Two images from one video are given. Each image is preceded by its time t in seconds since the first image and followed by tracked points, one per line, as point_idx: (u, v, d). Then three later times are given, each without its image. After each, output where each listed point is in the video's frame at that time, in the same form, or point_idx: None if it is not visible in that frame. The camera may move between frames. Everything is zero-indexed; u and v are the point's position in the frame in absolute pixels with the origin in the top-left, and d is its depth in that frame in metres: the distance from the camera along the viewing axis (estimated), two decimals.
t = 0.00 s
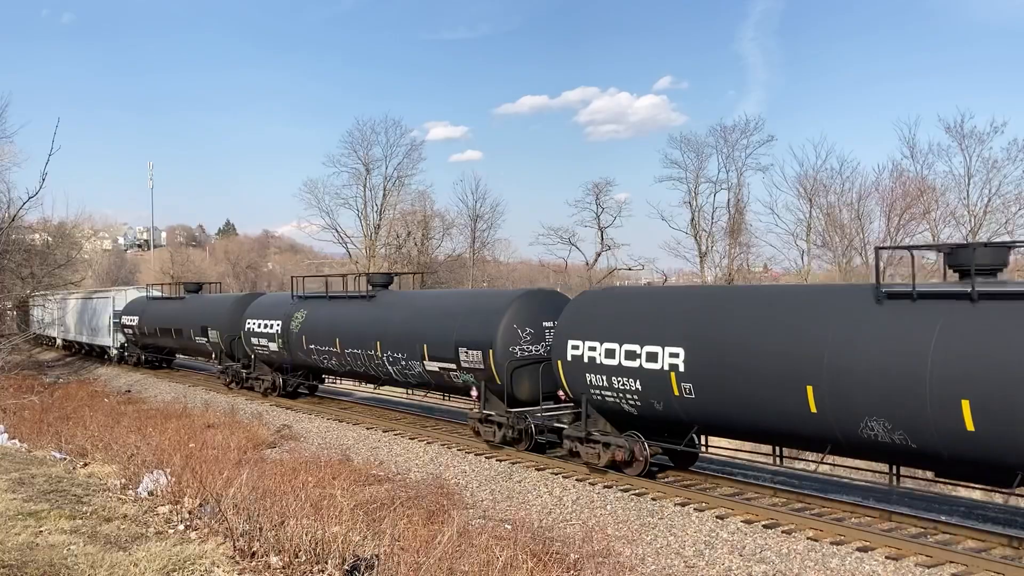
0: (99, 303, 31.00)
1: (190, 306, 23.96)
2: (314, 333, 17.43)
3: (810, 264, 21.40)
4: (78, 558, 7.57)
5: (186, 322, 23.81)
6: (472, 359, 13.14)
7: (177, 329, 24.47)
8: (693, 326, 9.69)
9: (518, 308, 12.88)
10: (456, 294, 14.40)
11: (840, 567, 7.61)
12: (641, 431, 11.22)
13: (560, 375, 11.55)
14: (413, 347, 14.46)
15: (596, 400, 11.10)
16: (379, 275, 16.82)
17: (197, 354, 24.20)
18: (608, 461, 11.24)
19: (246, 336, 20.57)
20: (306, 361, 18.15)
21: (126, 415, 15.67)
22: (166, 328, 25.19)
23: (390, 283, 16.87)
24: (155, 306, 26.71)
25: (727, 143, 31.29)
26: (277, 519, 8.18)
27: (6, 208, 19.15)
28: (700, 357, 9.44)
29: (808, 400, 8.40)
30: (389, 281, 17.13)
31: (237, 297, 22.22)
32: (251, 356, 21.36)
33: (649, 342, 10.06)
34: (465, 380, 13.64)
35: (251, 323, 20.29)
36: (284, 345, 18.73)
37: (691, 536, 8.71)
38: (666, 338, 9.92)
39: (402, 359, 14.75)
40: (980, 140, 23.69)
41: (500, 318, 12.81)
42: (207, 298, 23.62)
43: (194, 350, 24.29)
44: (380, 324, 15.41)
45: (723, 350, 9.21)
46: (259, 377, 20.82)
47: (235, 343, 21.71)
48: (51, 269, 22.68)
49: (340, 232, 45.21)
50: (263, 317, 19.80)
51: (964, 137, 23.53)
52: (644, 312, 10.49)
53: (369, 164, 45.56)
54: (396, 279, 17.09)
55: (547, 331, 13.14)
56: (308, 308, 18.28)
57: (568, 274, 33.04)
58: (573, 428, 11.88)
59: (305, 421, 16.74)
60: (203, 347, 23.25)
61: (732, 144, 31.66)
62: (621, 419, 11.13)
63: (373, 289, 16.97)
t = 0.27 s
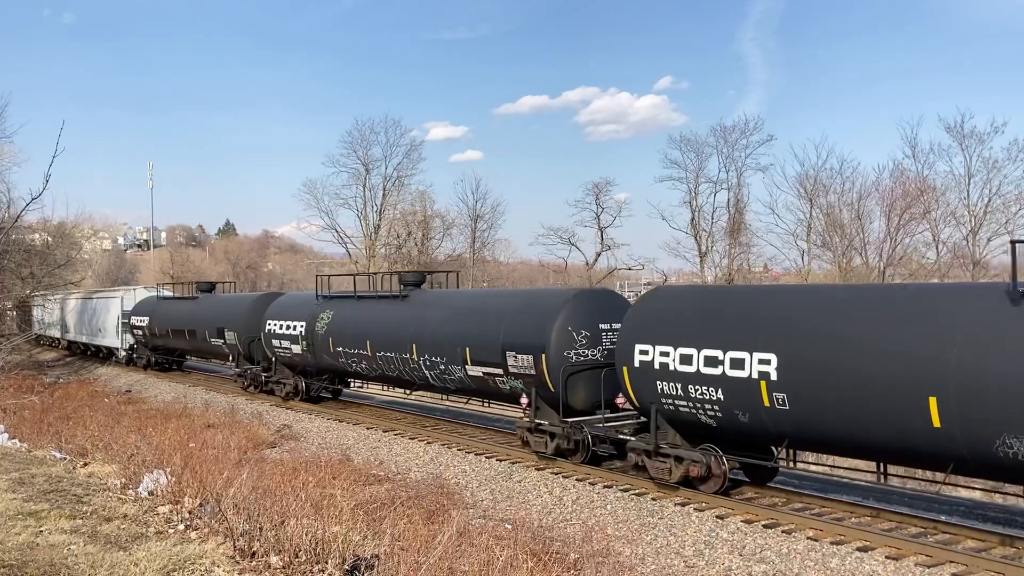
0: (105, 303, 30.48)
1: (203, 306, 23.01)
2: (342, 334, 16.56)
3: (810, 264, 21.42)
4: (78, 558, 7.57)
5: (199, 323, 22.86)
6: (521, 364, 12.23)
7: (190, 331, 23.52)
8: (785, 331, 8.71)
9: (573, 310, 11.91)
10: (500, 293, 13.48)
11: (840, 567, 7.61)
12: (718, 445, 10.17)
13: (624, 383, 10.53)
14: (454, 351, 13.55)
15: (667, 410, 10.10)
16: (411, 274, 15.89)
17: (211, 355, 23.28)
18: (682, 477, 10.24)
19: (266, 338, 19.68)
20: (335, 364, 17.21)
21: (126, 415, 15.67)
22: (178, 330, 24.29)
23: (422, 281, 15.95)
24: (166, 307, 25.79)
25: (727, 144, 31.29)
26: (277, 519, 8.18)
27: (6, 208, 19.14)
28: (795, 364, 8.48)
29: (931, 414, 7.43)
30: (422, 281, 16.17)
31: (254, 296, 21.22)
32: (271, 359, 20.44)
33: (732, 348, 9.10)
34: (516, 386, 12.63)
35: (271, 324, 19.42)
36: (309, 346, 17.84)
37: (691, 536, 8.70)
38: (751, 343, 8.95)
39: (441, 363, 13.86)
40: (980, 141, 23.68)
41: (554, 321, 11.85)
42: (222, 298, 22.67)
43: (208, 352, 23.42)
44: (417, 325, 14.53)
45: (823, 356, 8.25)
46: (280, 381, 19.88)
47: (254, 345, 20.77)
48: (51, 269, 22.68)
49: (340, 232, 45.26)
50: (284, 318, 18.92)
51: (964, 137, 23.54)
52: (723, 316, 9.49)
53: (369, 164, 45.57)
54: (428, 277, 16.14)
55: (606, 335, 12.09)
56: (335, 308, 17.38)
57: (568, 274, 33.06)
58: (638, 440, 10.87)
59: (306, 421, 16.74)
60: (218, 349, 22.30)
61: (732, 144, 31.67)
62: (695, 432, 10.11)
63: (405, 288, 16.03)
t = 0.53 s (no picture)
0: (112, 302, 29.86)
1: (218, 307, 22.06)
2: (375, 337, 15.75)
3: (810, 264, 21.42)
4: (78, 558, 7.57)
5: (216, 325, 21.92)
6: (578, 370, 11.38)
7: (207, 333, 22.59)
8: (894, 333, 7.79)
9: (637, 310, 11.02)
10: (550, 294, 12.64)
11: (840, 567, 7.61)
12: (810, 461, 9.24)
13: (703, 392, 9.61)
14: (500, 356, 12.73)
15: (753, 421, 9.16)
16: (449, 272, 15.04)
17: (227, 358, 22.36)
18: (769, 497, 9.20)
19: (289, 341, 18.82)
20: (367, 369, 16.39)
21: (126, 415, 15.68)
22: (193, 331, 23.37)
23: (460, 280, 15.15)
24: (179, 307, 24.85)
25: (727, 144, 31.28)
26: (277, 519, 8.18)
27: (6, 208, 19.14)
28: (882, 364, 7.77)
29: None
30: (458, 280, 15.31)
31: (273, 295, 20.24)
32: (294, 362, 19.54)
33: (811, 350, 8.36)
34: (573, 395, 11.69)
35: (295, 326, 18.61)
36: (336, 349, 17.03)
37: (691, 536, 8.71)
38: (856, 348, 8.02)
39: (485, 368, 13.04)
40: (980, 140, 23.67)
41: (615, 325, 10.95)
42: (239, 298, 21.71)
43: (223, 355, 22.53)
44: (459, 328, 13.70)
45: (916, 360, 7.51)
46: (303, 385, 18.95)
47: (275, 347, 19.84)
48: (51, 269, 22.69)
49: (340, 232, 45.29)
50: (310, 320, 18.08)
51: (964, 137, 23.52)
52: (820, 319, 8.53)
53: (369, 164, 45.58)
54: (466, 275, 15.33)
55: (671, 337, 11.17)
56: (367, 309, 16.54)
57: (568, 274, 33.07)
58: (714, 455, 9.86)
59: (305, 421, 16.75)
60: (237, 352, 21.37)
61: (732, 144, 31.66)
62: (785, 446, 9.17)
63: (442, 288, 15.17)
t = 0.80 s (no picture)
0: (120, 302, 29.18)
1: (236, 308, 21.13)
2: (408, 339, 14.83)
3: (810, 264, 21.43)
4: (78, 558, 7.57)
5: (235, 326, 21.01)
6: (647, 378, 10.37)
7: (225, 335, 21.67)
8: (933, 330, 7.49)
9: (713, 313, 10.01)
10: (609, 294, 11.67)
11: (840, 567, 7.61)
12: (922, 479, 8.18)
13: (798, 404, 8.57)
14: (554, 361, 11.76)
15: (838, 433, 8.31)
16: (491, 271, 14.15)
17: (246, 360, 21.45)
18: (877, 519, 8.14)
19: (314, 342, 17.88)
20: (399, 373, 15.45)
21: (126, 415, 15.69)
22: (209, 333, 22.45)
23: (502, 279, 14.29)
24: (193, 308, 23.92)
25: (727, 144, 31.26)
26: (277, 519, 8.18)
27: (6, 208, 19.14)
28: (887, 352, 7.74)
29: None
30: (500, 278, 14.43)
31: (297, 296, 19.32)
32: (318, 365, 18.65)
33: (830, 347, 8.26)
34: (642, 405, 10.68)
35: (320, 326, 17.68)
36: (365, 351, 16.07)
37: (691, 536, 8.71)
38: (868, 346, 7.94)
39: (536, 374, 12.10)
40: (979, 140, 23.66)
41: (691, 329, 9.92)
42: (259, 298, 20.79)
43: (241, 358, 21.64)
44: (505, 330, 12.78)
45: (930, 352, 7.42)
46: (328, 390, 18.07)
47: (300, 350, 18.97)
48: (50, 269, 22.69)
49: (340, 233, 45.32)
50: (337, 320, 17.13)
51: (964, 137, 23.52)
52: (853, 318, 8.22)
53: (369, 164, 45.59)
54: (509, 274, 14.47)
55: (751, 341, 10.17)
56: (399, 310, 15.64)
57: (567, 274, 33.09)
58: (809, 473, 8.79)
59: (305, 421, 16.76)
60: (257, 355, 20.45)
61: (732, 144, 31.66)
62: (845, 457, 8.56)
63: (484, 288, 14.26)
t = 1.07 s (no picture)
0: (129, 301, 28.40)
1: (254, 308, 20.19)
2: (447, 341, 13.86)
3: (810, 264, 21.43)
4: (78, 558, 7.57)
5: (254, 327, 20.05)
6: (730, 388, 9.38)
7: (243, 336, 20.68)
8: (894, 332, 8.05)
9: (806, 313, 9.03)
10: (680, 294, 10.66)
11: (840, 567, 7.61)
12: None
13: (918, 416, 7.68)
14: (619, 367, 10.76)
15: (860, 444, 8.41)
16: (538, 269, 13.16)
17: (264, 363, 20.48)
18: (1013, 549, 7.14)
19: (341, 345, 16.87)
20: (436, 378, 14.42)
21: (126, 415, 15.70)
22: (225, 334, 21.48)
23: (549, 277, 13.30)
24: (206, 308, 22.95)
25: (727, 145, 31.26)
26: (277, 519, 8.18)
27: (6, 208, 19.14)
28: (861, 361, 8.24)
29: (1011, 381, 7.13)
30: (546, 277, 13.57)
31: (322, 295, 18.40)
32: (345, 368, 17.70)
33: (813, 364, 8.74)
34: (722, 415, 9.67)
35: (348, 327, 16.65)
36: (399, 354, 15.05)
37: (691, 536, 8.71)
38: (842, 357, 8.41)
39: (597, 381, 11.10)
40: (980, 141, 23.65)
41: (782, 332, 8.94)
42: (279, 298, 19.83)
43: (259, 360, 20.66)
44: (561, 333, 11.80)
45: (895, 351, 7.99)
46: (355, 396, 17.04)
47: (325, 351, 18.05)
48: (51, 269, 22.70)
49: (340, 233, 45.35)
50: (368, 321, 16.13)
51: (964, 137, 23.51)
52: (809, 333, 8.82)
53: (369, 164, 45.60)
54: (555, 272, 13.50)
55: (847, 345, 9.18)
56: (436, 310, 14.64)
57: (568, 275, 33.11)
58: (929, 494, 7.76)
59: (305, 421, 16.77)
60: (278, 357, 19.47)
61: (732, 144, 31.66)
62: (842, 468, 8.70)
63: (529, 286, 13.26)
